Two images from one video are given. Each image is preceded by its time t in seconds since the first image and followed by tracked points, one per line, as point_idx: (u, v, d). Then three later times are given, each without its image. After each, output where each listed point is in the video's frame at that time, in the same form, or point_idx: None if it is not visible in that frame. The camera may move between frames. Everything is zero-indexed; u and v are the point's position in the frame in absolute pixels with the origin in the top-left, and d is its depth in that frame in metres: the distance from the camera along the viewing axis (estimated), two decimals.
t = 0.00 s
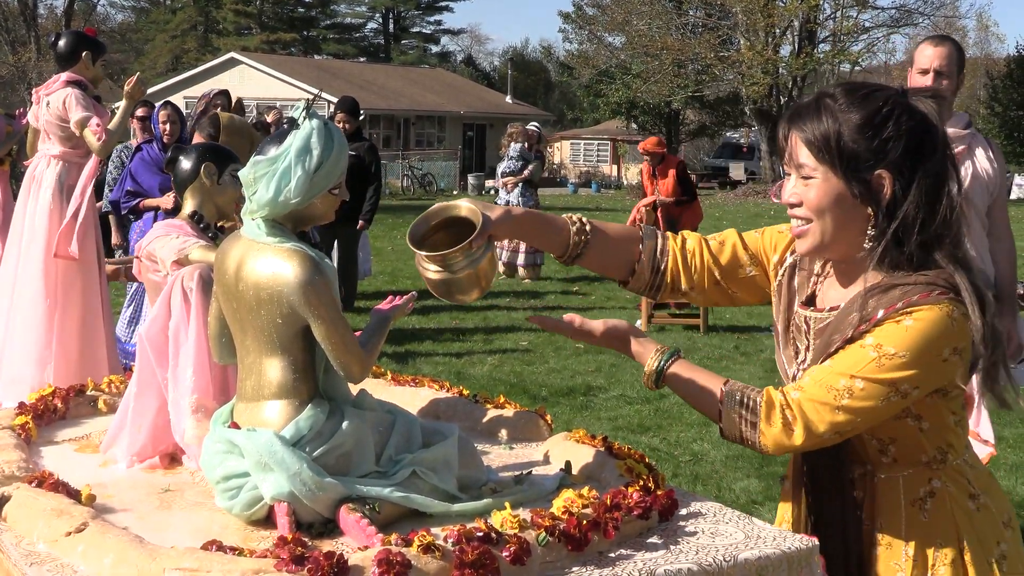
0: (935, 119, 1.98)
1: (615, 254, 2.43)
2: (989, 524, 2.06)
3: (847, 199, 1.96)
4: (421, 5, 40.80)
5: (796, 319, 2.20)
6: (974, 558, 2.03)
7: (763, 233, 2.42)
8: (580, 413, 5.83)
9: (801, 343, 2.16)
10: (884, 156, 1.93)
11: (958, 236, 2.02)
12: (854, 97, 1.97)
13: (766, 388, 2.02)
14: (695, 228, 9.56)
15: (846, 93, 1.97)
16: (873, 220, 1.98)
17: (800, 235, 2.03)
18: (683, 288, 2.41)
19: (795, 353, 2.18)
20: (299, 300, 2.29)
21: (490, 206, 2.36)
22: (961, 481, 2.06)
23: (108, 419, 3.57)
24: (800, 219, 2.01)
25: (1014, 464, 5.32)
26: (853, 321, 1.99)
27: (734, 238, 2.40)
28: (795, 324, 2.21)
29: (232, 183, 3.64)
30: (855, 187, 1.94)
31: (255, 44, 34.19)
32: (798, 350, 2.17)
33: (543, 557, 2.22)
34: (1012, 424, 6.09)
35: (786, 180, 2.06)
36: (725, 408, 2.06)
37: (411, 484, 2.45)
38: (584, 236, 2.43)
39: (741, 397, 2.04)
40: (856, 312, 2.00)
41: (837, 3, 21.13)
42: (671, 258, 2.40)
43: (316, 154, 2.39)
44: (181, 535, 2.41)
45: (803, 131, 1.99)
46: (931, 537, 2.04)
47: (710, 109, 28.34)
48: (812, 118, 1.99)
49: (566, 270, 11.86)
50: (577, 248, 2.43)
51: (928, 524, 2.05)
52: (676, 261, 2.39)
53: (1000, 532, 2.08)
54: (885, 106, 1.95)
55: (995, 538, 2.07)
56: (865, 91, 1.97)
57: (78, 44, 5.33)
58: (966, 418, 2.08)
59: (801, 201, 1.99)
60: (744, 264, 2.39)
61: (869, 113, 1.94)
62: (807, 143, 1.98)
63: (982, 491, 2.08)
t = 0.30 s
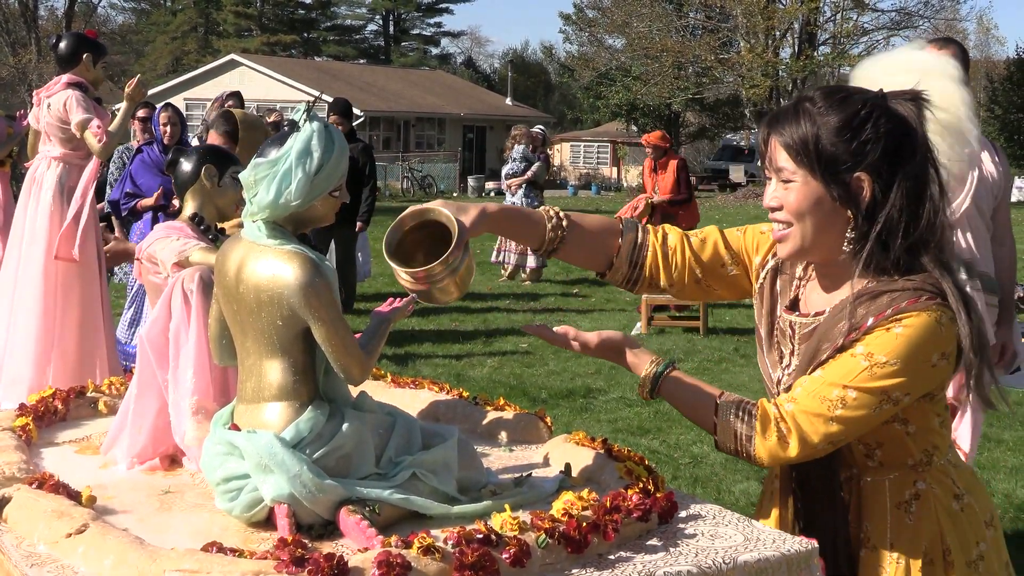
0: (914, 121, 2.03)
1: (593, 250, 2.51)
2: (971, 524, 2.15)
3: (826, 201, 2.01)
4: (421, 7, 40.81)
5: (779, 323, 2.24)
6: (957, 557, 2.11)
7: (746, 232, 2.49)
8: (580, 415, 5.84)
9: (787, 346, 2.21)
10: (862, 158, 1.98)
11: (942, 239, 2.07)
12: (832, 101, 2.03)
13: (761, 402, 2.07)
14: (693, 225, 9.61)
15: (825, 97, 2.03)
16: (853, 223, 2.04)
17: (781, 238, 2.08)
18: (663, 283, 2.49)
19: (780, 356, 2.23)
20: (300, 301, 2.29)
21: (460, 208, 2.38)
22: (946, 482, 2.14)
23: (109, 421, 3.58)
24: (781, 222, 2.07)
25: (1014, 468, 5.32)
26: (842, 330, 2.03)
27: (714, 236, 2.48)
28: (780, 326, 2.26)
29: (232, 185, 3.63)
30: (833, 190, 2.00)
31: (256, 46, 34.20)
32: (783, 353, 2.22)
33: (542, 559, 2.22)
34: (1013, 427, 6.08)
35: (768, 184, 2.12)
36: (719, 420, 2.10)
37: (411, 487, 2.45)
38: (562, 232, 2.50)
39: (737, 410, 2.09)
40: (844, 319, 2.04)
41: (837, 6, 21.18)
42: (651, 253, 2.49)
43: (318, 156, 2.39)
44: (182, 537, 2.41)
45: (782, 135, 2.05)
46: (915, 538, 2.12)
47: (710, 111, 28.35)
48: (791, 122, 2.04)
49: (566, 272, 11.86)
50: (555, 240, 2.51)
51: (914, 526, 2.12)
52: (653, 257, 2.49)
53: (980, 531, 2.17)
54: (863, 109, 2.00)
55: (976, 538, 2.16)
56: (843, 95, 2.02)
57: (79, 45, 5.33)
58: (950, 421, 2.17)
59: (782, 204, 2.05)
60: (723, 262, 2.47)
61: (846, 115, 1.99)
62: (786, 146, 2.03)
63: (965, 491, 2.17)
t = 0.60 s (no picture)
0: (897, 119, 2.06)
1: (576, 250, 2.56)
2: (963, 521, 2.17)
3: (812, 200, 2.03)
4: (421, 8, 40.80)
5: (769, 324, 2.26)
6: (949, 556, 2.12)
7: (735, 231, 2.53)
8: (580, 416, 5.84)
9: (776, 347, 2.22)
10: (847, 157, 2.01)
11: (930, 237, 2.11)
12: (816, 101, 2.06)
13: (753, 405, 2.08)
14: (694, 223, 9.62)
15: (810, 96, 2.06)
16: (839, 222, 2.06)
17: (769, 238, 2.10)
18: (652, 282, 2.54)
19: (770, 357, 2.25)
20: (301, 302, 2.30)
21: (449, 215, 2.42)
22: (938, 480, 2.16)
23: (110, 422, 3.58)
24: (768, 222, 2.08)
25: (1014, 468, 5.31)
26: (833, 332, 2.04)
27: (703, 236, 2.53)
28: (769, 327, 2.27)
29: (232, 185, 3.64)
30: (819, 189, 2.02)
31: (257, 47, 34.18)
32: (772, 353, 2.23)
33: (543, 560, 2.22)
34: (1014, 427, 6.08)
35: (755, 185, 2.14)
36: (712, 426, 2.12)
37: (411, 487, 2.45)
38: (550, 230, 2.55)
39: (731, 415, 2.10)
40: (834, 321, 2.06)
41: (837, 7, 21.18)
42: (640, 254, 2.53)
43: (318, 157, 2.39)
44: (182, 537, 2.42)
45: (767, 136, 2.08)
46: (907, 537, 2.14)
47: (711, 112, 28.35)
48: (776, 122, 2.07)
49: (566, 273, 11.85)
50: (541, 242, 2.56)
51: (905, 525, 2.14)
52: (642, 259, 2.53)
53: (973, 529, 2.18)
54: (846, 108, 2.04)
55: (968, 535, 2.17)
56: (827, 95, 2.06)
57: (80, 46, 5.34)
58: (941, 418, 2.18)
59: (768, 204, 2.07)
60: (713, 263, 2.52)
61: (830, 115, 2.03)
62: (772, 146, 2.06)
63: (957, 488, 2.18)
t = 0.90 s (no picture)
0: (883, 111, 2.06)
1: (568, 249, 2.59)
2: (959, 516, 2.17)
3: (798, 196, 2.04)
4: (421, 8, 40.78)
5: (762, 321, 2.27)
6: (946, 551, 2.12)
7: (724, 229, 2.54)
8: (581, 416, 5.84)
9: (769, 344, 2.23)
10: (832, 153, 2.01)
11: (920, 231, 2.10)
12: (801, 96, 2.06)
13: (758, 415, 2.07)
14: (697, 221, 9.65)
15: (794, 91, 2.06)
16: (827, 217, 2.07)
17: (757, 234, 2.11)
18: (642, 281, 2.56)
19: (763, 353, 2.26)
20: (301, 302, 2.30)
21: (444, 213, 2.45)
22: (933, 476, 2.16)
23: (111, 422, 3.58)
24: (756, 219, 2.10)
25: (1015, 467, 5.31)
26: (827, 331, 2.05)
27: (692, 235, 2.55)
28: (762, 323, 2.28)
29: (232, 186, 3.65)
30: (805, 184, 2.03)
31: (257, 48, 34.18)
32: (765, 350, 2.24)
33: (544, 559, 2.23)
34: (1015, 427, 6.07)
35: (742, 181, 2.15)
36: (719, 435, 2.11)
37: (412, 487, 2.46)
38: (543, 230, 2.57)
39: (736, 425, 2.09)
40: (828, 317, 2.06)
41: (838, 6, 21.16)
42: (629, 253, 2.56)
43: (318, 157, 2.40)
44: (183, 537, 2.42)
45: (753, 132, 2.08)
46: (904, 533, 2.14)
47: (711, 112, 28.34)
48: (761, 118, 2.08)
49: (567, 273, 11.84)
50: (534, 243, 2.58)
51: (901, 521, 2.14)
52: (632, 259, 2.55)
53: (968, 522, 2.19)
54: (831, 103, 2.03)
55: (963, 528, 2.18)
56: (812, 89, 2.06)
57: (81, 47, 5.34)
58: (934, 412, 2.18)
59: (755, 201, 2.08)
60: (705, 262, 2.54)
61: (814, 109, 2.02)
62: (757, 143, 2.07)
63: (953, 483, 2.19)
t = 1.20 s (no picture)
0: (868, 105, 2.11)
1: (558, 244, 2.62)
2: (952, 511, 2.18)
3: (783, 190, 2.10)
4: (422, 9, 40.78)
5: (757, 318, 2.32)
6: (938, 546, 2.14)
7: (714, 226, 2.58)
8: (581, 417, 5.84)
9: (761, 341, 2.29)
10: (816, 146, 2.07)
11: (908, 226, 2.16)
12: (787, 91, 2.12)
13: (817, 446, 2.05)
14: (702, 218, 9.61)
15: (781, 86, 2.12)
16: (812, 212, 2.13)
17: (745, 228, 2.18)
18: (631, 278, 2.60)
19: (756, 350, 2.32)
20: (302, 302, 2.30)
21: (437, 207, 2.47)
22: (926, 473, 2.17)
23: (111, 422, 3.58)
24: (743, 214, 2.17)
25: (1016, 468, 5.31)
26: (838, 336, 2.08)
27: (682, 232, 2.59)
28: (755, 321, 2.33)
29: (232, 187, 3.63)
30: (789, 178, 2.09)
31: (258, 48, 34.18)
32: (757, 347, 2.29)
33: (544, 560, 2.22)
34: (1015, 427, 6.08)
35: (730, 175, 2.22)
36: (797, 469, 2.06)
37: (412, 487, 2.45)
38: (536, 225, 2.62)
39: (811, 459, 2.05)
40: (831, 320, 2.09)
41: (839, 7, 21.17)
42: (620, 250, 2.60)
43: (318, 157, 2.40)
44: (183, 537, 2.42)
45: (739, 127, 2.15)
46: (897, 532, 2.17)
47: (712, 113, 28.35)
48: (747, 113, 2.14)
49: (567, 274, 11.84)
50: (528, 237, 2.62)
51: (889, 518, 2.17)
52: (624, 256, 2.60)
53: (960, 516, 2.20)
54: (816, 98, 2.08)
55: (956, 522, 2.18)
56: (798, 83, 2.11)
57: (82, 47, 5.35)
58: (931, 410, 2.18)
59: (741, 195, 2.15)
60: (695, 259, 2.58)
61: (798, 104, 2.08)
62: (744, 138, 2.13)
63: (945, 478, 2.20)
